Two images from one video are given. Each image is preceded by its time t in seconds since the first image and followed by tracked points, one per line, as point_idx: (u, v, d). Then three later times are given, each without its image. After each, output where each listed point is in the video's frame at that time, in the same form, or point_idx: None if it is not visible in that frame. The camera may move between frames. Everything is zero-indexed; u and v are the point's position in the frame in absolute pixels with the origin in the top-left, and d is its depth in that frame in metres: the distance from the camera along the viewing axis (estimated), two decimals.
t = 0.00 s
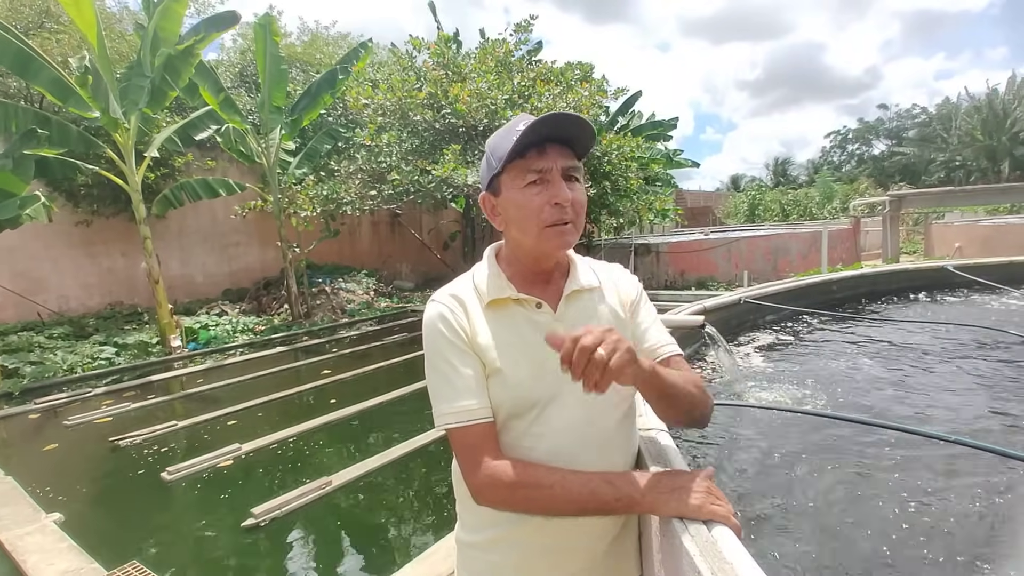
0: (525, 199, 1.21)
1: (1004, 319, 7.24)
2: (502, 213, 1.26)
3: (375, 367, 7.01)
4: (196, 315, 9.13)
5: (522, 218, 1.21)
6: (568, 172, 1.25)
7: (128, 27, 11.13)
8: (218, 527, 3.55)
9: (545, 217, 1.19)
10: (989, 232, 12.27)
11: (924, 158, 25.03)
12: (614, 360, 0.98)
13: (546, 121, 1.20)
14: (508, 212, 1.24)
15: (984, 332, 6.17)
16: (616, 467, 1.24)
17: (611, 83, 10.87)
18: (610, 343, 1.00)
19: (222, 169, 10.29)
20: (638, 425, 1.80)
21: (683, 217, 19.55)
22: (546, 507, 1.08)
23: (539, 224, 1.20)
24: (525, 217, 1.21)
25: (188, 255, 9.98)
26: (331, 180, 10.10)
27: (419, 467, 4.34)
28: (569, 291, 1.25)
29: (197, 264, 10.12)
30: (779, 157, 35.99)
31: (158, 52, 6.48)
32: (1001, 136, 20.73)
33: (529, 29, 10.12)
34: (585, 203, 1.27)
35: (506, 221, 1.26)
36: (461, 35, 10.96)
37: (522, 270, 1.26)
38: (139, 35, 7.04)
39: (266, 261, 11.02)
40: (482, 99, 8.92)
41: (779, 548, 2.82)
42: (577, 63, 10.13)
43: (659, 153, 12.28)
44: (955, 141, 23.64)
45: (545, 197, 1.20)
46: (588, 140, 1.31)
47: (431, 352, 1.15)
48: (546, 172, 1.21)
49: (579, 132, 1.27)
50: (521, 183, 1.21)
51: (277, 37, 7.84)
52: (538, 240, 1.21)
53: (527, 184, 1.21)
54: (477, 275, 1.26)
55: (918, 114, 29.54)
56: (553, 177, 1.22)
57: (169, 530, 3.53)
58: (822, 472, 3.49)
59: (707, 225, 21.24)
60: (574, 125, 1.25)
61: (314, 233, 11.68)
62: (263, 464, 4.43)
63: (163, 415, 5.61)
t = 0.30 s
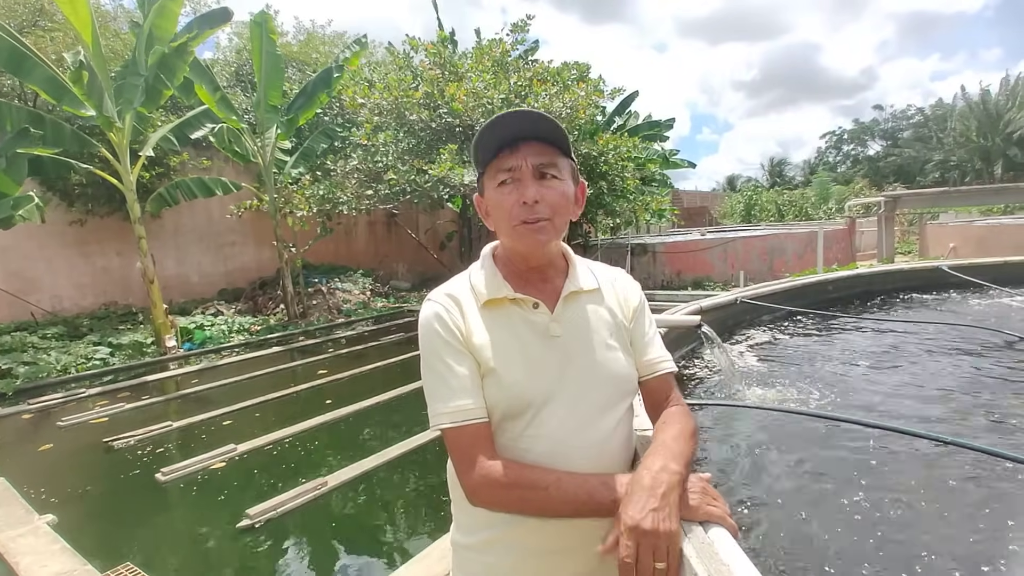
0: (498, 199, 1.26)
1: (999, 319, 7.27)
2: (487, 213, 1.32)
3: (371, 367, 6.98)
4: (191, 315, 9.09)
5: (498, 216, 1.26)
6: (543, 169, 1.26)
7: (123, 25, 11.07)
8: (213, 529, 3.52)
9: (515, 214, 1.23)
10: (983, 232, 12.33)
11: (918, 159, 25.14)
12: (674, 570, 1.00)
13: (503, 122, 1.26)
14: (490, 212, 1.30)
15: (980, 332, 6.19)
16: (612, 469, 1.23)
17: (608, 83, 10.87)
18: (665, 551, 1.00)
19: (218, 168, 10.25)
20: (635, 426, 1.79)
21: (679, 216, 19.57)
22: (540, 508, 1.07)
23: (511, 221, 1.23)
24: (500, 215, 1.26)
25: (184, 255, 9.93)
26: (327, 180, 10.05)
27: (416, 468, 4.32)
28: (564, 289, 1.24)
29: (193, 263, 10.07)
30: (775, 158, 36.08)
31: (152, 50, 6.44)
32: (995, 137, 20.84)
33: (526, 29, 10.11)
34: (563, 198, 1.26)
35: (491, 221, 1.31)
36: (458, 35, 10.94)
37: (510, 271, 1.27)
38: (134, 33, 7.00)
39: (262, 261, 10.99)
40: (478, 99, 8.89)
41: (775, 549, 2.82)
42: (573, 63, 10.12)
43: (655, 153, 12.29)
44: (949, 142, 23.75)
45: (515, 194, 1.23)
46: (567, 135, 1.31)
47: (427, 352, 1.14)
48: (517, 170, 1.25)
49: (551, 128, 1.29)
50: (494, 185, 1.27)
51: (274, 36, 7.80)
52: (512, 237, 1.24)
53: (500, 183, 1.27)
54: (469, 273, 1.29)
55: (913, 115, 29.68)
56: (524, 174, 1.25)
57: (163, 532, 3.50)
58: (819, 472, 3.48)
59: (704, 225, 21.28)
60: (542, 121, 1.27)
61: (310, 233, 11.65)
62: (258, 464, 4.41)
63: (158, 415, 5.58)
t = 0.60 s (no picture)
0: (475, 203, 1.29)
1: (992, 319, 7.31)
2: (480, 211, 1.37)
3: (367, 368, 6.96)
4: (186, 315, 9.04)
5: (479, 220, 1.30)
6: (508, 170, 1.23)
7: (118, 24, 11.01)
8: (208, 530, 3.51)
9: (484, 221, 1.25)
10: (977, 233, 12.40)
11: (913, 159, 25.26)
12: (680, 537, 1.03)
13: (456, 130, 1.25)
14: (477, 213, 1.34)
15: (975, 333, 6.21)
16: (607, 470, 1.22)
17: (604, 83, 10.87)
18: (675, 502, 1.04)
19: (213, 167, 10.20)
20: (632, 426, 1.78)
21: (675, 216, 19.63)
22: (526, 509, 1.06)
23: (482, 227, 1.26)
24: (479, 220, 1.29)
25: (178, 255, 9.88)
26: (322, 179, 10.01)
27: (412, 468, 4.31)
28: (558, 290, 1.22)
29: (187, 263, 10.02)
30: (771, 158, 36.22)
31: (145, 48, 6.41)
32: (989, 138, 20.97)
33: (522, 28, 10.09)
34: (530, 198, 1.22)
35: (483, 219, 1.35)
36: (454, 34, 10.92)
37: (500, 271, 1.28)
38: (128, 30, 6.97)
39: (257, 260, 10.94)
40: (474, 98, 8.85)
41: (771, 549, 2.82)
42: (570, 63, 10.11)
43: (651, 153, 12.30)
44: (944, 143, 23.88)
45: (482, 201, 1.25)
46: (532, 127, 1.23)
47: (420, 351, 1.14)
48: (484, 175, 1.25)
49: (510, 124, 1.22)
50: (473, 189, 1.31)
51: (269, 33, 7.74)
52: (486, 242, 1.26)
53: (476, 188, 1.29)
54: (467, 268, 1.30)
55: (907, 116, 29.84)
56: (490, 177, 1.24)
57: (157, 533, 3.47)
58: (815, 472, 3.49)
59: (699, 226, 21.35)
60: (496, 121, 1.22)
61: (306, 232, 11.62)
62: (253, 465, 4.39)
63: (152, 416, 5.55)
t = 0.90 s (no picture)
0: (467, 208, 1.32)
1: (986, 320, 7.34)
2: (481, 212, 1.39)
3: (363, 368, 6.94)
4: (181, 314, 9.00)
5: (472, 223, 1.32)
6: (486, 175, 1.23)
7: (113, 22, 10.97)
8: (204, 530, 3.49)
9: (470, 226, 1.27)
10: (971, 234, 12.47)
11: (907, 161, 25.39)
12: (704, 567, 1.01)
13: (436, 140, 1.27)
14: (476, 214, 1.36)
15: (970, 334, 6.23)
16: (591, 476, 1.20)
17: (600, 83, 10.88)
18: (691, 532, 1.03)
19: (208, 167, 10.17)
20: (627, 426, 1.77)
21: (671, 217, 19.65)
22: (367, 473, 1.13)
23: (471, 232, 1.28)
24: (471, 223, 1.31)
25: (173, 254, 9.84)
26: (319, 179, 9.97)
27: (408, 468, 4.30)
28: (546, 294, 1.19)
29: (182, 263, 9.98)
30: (767, 159, 36.35)
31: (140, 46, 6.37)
32: (983, 139, 21.10)
33: (519, 28, 10.09)
34: (510, 202, 1.20)
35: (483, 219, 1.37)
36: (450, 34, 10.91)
37: (495, 272, 1.30)
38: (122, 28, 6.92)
39: (253, 260, 10.91)
40: (471, 98, 8.84)
41: (769, 550, 2.82)
42: (566, 64, 10.10)
43: (648, 153, 12.31)
44: (938, 144, 24.01)
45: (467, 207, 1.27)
46: (506, 132, 1.21)
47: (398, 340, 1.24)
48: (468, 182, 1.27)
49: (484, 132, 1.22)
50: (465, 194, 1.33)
51: (265, 31, 7.68)
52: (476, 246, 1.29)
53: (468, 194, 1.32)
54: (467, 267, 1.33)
55: (902, 117, 29.99)
56: (473, 184, 1.25)
57: (152, 534, 3.45)
58: (812, 472, 3.49)
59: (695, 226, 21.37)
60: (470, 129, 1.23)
61: (302, 232, 11.59)
62: (249, 466, 4.37)
63: (147, 416, 5.52)
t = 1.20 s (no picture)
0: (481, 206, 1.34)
1: (983, 320, 7.36)
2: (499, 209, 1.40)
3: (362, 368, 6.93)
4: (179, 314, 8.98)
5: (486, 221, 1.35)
6: (491, 175, 1.24)
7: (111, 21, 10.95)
8: (202, 530, 3.47)
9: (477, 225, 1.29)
10: (969, 235, 12.52)
11: (905, 162, 25.46)
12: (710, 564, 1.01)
13: (450, 142, 1.30)
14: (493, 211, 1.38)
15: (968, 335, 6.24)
16: (581, 481, 1.19)
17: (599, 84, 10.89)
18: (695, 530, 1.02)
19: (207, 166, 10.16)
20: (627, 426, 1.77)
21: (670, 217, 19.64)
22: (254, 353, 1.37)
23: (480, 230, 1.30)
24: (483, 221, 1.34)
25: (171, 253, 9.83)
26: (317, 178, 9.96)
27: (407, 468, 4.29)
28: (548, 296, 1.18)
29: (181, 262, 9.98)
30: (765, 160, 36.40)
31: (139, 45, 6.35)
32: (981, 140, 21.18)
33: (518, 28, 10.08)
34: (513, 202, 1.21)
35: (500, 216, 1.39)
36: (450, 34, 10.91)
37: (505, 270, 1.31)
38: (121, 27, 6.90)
39: (252, 259, 10.89)
40: (470, 97, 8.84)
41: (769, 550, 2.81)
42: (565, 64, 10.10)
43: (646, 153, 12.32)
44: (936, 146, 24.09)
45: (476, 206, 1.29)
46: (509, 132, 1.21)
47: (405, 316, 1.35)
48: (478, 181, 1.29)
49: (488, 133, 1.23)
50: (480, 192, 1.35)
51: (264, 30, 7.67)
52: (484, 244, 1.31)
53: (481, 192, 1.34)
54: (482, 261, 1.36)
55: (899, 118, 30.09)
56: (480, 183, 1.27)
57: (150, 534, 3.44)
58: (811, 472, 3.49)
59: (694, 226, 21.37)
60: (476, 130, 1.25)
61: (300, 232, 11.60)
62: (247, 465, 4.36)
63: (145, 415, 5.50)
